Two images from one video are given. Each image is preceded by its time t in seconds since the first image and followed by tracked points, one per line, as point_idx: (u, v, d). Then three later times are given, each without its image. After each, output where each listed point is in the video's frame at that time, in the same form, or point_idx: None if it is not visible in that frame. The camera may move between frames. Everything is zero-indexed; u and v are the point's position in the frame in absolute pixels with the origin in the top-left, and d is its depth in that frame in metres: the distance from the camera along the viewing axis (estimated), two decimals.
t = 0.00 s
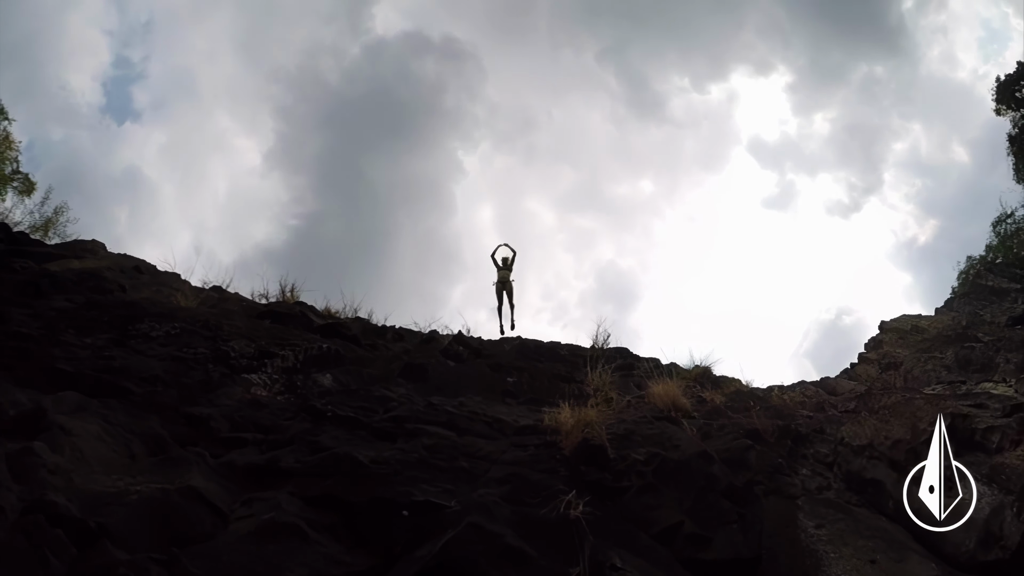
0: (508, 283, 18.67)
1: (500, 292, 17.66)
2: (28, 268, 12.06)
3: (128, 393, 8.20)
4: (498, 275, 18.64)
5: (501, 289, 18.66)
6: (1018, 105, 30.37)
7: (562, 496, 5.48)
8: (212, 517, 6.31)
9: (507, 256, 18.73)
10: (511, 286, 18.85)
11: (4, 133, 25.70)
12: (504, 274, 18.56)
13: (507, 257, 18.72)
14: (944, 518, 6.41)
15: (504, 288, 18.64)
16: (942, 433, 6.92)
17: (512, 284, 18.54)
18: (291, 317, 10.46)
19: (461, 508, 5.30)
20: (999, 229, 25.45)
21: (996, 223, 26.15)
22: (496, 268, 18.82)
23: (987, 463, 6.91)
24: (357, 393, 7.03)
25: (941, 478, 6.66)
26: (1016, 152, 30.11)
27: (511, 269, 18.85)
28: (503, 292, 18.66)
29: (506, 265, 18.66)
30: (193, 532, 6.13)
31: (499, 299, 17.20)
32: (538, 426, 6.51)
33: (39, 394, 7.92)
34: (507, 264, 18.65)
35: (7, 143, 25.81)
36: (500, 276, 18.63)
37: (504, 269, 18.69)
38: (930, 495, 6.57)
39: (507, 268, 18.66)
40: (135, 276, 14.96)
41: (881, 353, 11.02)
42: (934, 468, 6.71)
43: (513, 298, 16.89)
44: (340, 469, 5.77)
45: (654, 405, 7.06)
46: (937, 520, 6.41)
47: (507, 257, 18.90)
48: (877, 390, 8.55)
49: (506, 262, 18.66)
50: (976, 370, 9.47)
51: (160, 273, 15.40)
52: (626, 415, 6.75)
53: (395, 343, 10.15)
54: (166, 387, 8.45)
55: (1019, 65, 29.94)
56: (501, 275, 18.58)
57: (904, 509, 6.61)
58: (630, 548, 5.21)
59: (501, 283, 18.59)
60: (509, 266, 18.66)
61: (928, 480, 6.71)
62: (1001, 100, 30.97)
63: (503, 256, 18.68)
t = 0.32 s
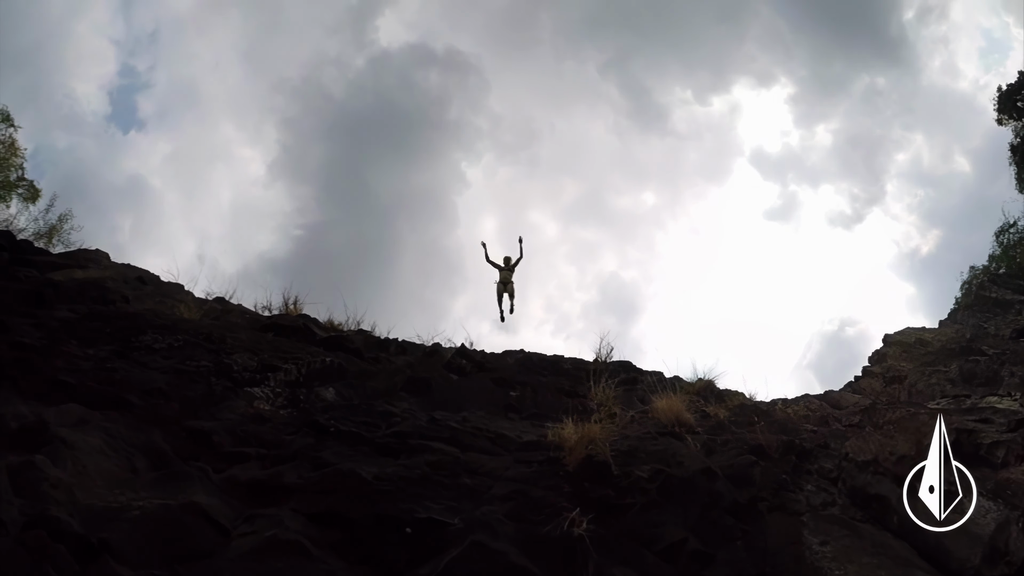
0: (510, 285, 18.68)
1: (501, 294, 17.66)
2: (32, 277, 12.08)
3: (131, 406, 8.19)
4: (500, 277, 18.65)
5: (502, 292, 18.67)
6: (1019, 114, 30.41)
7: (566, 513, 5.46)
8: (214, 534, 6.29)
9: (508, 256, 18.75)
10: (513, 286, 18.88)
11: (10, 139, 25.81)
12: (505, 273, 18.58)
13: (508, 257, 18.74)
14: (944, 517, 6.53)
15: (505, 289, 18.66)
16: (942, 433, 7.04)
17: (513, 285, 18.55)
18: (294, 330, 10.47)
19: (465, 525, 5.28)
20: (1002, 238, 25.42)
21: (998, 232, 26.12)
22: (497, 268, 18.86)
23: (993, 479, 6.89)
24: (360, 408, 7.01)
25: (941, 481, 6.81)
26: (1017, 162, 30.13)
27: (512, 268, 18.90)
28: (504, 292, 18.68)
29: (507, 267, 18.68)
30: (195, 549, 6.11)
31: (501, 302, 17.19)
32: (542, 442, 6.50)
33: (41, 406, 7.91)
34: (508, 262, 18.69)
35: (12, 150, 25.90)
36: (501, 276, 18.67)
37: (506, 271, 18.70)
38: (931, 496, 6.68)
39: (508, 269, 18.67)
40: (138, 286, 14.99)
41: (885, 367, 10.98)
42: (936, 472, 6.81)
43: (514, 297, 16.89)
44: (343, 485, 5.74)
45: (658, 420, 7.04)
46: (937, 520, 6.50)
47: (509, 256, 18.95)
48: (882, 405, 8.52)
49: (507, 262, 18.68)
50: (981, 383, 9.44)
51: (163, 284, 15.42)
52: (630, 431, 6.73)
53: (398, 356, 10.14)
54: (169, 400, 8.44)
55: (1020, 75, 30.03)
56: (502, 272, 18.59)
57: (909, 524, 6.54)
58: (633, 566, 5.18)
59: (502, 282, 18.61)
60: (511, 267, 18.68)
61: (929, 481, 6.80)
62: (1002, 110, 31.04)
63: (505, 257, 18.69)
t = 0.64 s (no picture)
0: (510, 288, 18.69)
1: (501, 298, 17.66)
2: (33, 285, 12.08)
3: (131, 420, 8.17)
4: (499, 278, 18.66)
5: (503, 295, 18.68)
6: (1019, 126, 30.48)
7: (567, 533, 5.44)
8: (213, 551, 6.27)
9: (508, 256, 18.75)
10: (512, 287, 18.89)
11: (14, 145, 25.88)
12: (505, 273, 18.58)
13: (508, 258, 18.74)
14: (944, 517, 6.65)
15: (505, 291, 18.66)
16: (941, 436, 7.31)
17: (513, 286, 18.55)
18: (295, 344, 10.46)
19: (466, 545, 5.27)
20: (1004, 250, 25.42)
21: (1000, 244, 26.15)
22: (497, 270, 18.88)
23: (997, 497, 6.88)
24: (361, 424, 6.99)
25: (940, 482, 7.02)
26: (1017, 174, 30.20)
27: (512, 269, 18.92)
28: (504, 294, 18.68)
29: (507, 268, 18.69)
30: (193, 567, 6.08)
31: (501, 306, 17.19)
32: (543, 460, 6.48)
33: (41, 419, 7.89)
34: (509, 263, 18.69)
35: (15, 156, 25.97)
36: (501, 277, 18.68)
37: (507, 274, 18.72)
38: (930, 496, 6.84)
39: (508, 269, 18.68)
40: (140, 297, 15.00)
41: (887, 383, 10.97)
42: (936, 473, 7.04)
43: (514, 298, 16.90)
44: (344, 503, 5.72)
45: (659, 438, 7.02)
46: (938, 520, 6.62)
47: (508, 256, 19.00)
48: (884, 424, 8.51)
49: (507, 262, 18.68)
50: (984, 400, 9.42)
51: (165, 295, 15.44)
52: (631, 449, 6.71)
53: (399, 371, 10.13)
54: (170, 414, 8.42)
55: (1019, 88, 30.14)
56: (501, 271, 18.58)
57: (912, 543, 6.45)
58: None
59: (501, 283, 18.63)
60: (510, 267, 18.69)
61: (928, 482, 6.99)
62: (1002, 123, 31.13)
63: (504, 257, 18.69)
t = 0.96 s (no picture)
0: (509, 295, 18.69)
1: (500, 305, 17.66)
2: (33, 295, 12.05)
3: (129, 438, 8.13)
4: (499, 283, 18.67)
5: (502, 301, 18.66)
6: (1019, 143, 30.59)
7: (567, 558, 5.40)
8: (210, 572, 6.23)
9: (507, 261, 18.75)
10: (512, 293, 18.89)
11: (19, 153, 25.98)
12: (504, 279, 18.57)
13: (507, 262, 18.72)
14: (944, 517, 6.85)
15: (504, 298, 18.66)
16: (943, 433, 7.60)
17: (512, 292, 18.56)
18: (295, 361, 10.45)
19: (465, 570, 5.23)
20: (1004, 267, 25.45)
21: (1000, 260, 26.18)
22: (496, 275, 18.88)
23: (1000, 519, 6.83)
24: (360, 445, 6.95)
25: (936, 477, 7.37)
26: (1017, 191, 30.30)
27: (511, 274, 18.93)
28: (502, 300, 18.68)
29: (507, 275, 18.68)
30: None
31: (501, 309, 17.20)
32: (543, 483, 6.45)
33: (39, 434, 7.85)
34: (508, 268, 18.67)
35: (20, 165, 26.05)
36: (501, 283, 18.69)
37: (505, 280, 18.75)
38: (931, 495, 7.03)
39: (507, 273, 18.70)
40: (140, 311, 14.99)
41: (889, 404, 10.94)
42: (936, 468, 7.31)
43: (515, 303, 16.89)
44: (342, 526, 5.66)
45: (660, 460, 6.99)
46: (938, 521, 6.80)
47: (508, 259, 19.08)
48: (886, 446, 8.49)
49: (507, 268, 18.67)
50: (986, 421, 9.38)
51: (165, 309, 15.44)
52: (631, 472, 6.68)
53: (399, 390, 10.10)
54: (168, 432, 8.39)
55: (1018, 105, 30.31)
56: (501, 277, 18.57)
57: (914, 566, 6.38)
58: None
59: (500, 288, 18.62)
60: (510, 273, 18.70)
61: (928, 481, 7.23)
62: (1002, 139, 31.27)
63: (504, 262, 18.67)
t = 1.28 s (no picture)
0: (511, 301, 18.67)
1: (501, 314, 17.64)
2: (38, 308, 12.06)
3: (132, 458, 8.11)
4: (500, 290, 18.67)
5: (503, 307, 18.66)
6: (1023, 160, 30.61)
7: None
8: None
9: (509, 267, 18.72)
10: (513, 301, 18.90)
11: (27, 164, 26.15)
12: (506, 286, 18.57)
13: (509, 269, 18.70)
14: (944, 516, 7.23)
15: (504, 305, 18.67)
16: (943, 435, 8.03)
17: (513, 298, 18.56)
18: (299, 382, 10.44)
19: None
20: (1009, 284, 25.40)
21: (1004, 277, 26.14)
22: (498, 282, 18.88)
23: (1008, 546, 6.78)
24: (363, 469, 6.91)
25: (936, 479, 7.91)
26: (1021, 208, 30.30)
27: (513, 281, 18.93)
28: (503, 308, 18.70)
29: (508, 282, 18.67)
30: None
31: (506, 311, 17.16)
32: (547, 509, 6.42)
33: (42, 452, 7.82)
34: (511, 274, 18.68)
35: (28, 176, 26.20)
36: (503, 289, 18.67)
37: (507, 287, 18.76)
38: (931, 496, 7.43)
39: (508, 280, 18.69)
40: (144, 327, 15.01)
41: (894, 427, 10.88)
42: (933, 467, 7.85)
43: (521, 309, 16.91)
44: (344, 551, 5.62)
45: (665, 485, 6.96)
46: (939, 520, 7.15)
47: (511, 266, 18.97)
48: (892, 471, 8.44)
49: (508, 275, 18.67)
50: (993, 444, 9.29)
51: (169, 326, 15.47)
52: (636, 499, 6.65)
53: (403, 411, 10.07)
54: (171, 453, 8.37)
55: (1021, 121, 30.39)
56: (504, 285, 18.58)
57: None
58: None
59: (501, 295, 18.62)
60: (512, 279, 18.68)
61: (928, 483, 7.66)
62: (1005, 156, 31.32)
63: (505, 268, 18.66)
